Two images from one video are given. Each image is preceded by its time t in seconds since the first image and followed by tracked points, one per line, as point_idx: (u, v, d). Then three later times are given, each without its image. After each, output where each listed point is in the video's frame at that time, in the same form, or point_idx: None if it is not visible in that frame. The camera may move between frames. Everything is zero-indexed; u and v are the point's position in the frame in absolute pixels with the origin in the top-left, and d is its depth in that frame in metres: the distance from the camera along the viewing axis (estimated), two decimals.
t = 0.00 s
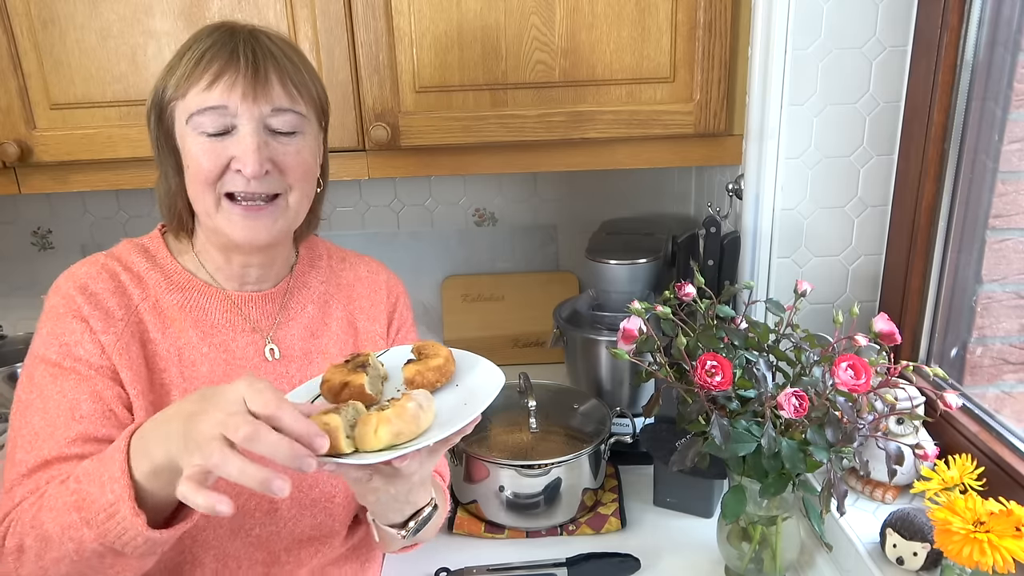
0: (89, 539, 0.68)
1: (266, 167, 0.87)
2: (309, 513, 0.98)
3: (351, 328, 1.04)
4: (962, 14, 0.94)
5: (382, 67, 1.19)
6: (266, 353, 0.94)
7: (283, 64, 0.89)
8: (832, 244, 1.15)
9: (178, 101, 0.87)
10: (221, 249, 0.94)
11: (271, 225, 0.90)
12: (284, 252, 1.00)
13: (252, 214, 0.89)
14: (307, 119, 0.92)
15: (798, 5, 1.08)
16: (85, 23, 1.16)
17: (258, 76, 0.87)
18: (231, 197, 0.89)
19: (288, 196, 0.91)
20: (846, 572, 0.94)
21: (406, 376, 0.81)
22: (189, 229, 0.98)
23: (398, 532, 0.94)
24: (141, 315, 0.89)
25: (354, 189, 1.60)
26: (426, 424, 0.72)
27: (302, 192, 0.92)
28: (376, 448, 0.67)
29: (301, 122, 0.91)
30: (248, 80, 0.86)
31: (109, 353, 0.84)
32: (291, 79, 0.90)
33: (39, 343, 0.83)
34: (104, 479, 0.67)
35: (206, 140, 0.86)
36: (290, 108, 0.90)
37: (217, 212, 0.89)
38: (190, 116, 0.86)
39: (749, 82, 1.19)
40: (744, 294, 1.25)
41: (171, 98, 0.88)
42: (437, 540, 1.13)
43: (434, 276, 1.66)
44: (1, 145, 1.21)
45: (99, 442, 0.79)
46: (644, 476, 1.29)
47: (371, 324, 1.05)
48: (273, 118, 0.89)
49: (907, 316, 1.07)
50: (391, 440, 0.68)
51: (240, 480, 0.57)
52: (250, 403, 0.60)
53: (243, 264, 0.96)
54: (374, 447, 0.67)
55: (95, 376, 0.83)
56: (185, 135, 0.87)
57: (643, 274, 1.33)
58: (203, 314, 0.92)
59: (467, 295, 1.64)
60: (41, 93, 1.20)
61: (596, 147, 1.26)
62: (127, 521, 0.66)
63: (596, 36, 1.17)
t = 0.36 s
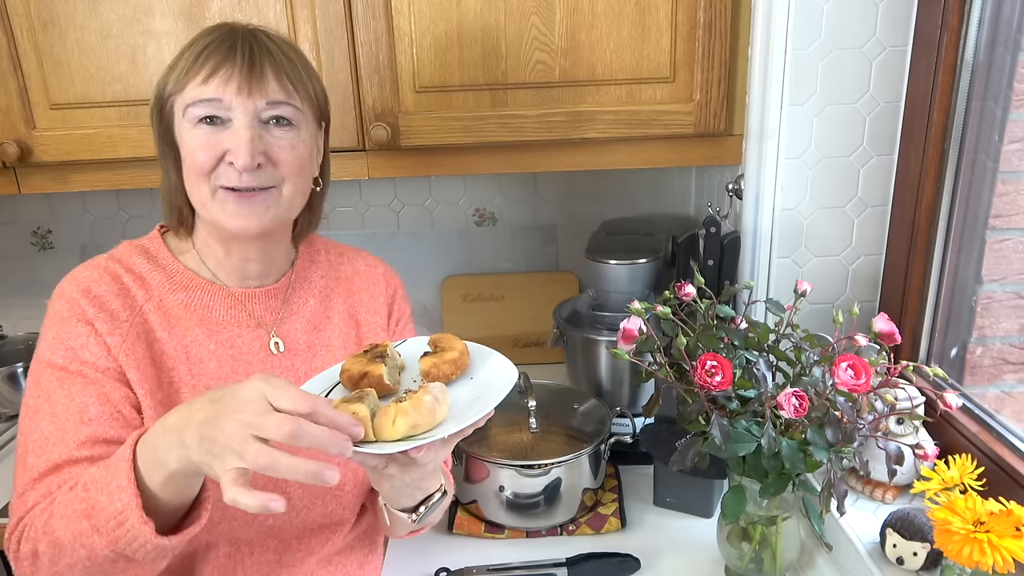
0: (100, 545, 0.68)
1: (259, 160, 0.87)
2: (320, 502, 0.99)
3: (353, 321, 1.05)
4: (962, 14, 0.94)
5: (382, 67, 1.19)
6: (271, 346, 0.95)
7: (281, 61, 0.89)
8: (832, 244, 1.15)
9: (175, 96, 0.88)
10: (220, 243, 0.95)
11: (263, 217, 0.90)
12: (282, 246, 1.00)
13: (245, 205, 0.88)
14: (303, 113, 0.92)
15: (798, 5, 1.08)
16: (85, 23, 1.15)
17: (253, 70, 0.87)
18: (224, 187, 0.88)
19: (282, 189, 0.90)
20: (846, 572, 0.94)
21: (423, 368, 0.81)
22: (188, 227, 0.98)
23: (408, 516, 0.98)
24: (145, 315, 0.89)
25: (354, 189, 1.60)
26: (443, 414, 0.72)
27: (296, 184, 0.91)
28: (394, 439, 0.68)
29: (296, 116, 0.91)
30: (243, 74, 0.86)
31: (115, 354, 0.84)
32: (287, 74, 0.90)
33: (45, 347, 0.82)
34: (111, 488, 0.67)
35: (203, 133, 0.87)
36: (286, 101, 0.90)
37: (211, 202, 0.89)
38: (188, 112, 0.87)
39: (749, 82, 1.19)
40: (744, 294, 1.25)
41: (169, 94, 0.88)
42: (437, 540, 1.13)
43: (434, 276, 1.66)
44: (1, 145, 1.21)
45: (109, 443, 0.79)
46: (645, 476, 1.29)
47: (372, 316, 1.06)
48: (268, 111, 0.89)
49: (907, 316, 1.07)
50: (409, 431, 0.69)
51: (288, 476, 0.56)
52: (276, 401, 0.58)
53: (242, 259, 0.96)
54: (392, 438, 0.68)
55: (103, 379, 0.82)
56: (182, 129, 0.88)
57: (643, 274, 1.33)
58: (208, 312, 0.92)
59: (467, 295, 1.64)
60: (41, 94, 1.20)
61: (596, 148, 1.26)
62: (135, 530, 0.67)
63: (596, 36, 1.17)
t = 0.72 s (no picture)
0: None
1: (237, 165, 0.82)
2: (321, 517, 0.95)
3: (332, 327, 1.01)
4: (962, 14, 0.94)
5: (382, 67, 1.20)
6: (254, 359, 0.90)
7: (262, 63, 0.85)
8: (832, 244, 1.15)
9: (146, 97, 0.82)
10: (193, 255, 0.89)
11: (240, 226, 0.85)
12: (255, 255, 0.96)
13: (220, 214, 0.83)
14: (283, 118, 0.88)
15: (798, 5, 1.08)
16: (85, 23, 1.16)
17: (233, 71, 0.82)
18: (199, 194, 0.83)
19: (259, 198, 0.86)
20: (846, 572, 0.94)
21: (444, 364, 0.81)
22: (154, 238, 0.91)
23: (416, 518, 0.99)
24: (117, 336, 0.82)
25: (354, 189, 1.60)
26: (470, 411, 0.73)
27: (275, 193, 0.87)
28: (424, 434, 0.68)
29: (276, 120, 0.87)
30: (222, 76, 0.82)
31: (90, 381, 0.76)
32: (267, 77, 0.86)
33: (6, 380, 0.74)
34: (124, 530, 0.62)
35: (176, 136, 0.81)
36: (267, 105, 0.86)
37: (184, 208, 0.83)
38: (160, 113, 0.82)
39: (749, 82, 1.19)
40: (744, 294, 1.25)
41: (138, 94, 0.83)
42: (437, 540, 1.13)
43: (434, 276, 1.66)
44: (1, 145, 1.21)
45: (94, 476, 0.72)
46: (645, 476, 1.29)
47: (351, 321, 1.03)
48: (248, 115, 0.84)
49: (907, 316, 1.07)
50: (440, 426, 0.69)
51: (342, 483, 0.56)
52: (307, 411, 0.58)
53: (217, 269, 0.91)
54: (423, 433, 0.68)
55: (81, 405, 0.75)
56: (153, 130, 0.82)
57: (643, 274, 1.33)
58: (183, 328, 0.86)
59: (467, 295, 1.64)
60: (41, 93, 1.20)
61: (596, 147, 1.26)
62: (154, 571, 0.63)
63: (596, 36, 1.17)
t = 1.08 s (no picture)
0: None
1: (226, 168, 0.78)
2: (330, 527, 0.87)
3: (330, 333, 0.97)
4: (962, 14, 0.94)
5: (382, 67, 1.20)
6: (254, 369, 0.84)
7: (243, 58, 0.80)
8: (832, 244, 1.15)
9: (124, 101, 0.76)
10: (183, 264, 0.84)
11: (233, 232, 0.81)
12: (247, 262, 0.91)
13: (213, 220, 0.79)
14: (270, 115, 0.83)
15: (798, 5, 1.07)
16: (85, 23, 1.15)
17: (216, 68, 0.77)
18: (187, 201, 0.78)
19: (252, 200, 0.82)
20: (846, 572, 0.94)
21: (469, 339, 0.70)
22: (140, 246, 0.86)
23: (441, 510, 0.90)
24: (117, 343, 0.75)
25: (354, 189, 1.60)
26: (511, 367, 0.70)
27: (267, 194, 0.83)
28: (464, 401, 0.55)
29: (264, 118, 0.82)
30: (204, 74, 0.76)
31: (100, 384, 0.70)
32: (252, 74, 0.81)
33: None
34: (155, 510, 0.50)
35: (159, 141, 0.76)
36: (253, 103, 0.81)
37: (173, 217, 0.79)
38: (140, 117, 0.76)
39: (749, 82, 1.19)
40: (744, 294, 1.25)
41: (114, 100, 0.77)
42: (437, 540, 1.13)
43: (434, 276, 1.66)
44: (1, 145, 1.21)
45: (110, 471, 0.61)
46: (645, 476, 1.29)
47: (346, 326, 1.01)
48: (233, 115, 0.79)
49: (907, 317, 1.07)
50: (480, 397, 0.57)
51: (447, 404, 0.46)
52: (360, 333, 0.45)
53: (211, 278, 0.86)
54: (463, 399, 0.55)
55: (94, 404, 0.67)
56: (134, 136, 0.77)
57: (643, 274, 1.33)
58: (181, 340, 0.80)
59: (467, 295, 1.64)
60: (41, 94, 1.20)
61: (596, 147, 1.26)
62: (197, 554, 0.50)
63: (596, 36, 1.17)
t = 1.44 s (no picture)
0: None
1: (243, 168, 0.76)
2: (339, 538, 0.87)
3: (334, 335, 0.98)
4: (962, 14, 0.94)
5: (382, 67, 1.20)
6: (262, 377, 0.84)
7: (251, 57, 0.79)
8: (832, 244, 1.15)
9: (130, 104, 0.75)
10: (185, 270, 0.83)
11: (251, 233, 0.79)
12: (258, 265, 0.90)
13: (230, 221, 0.77)
14: (280, 114, 0.82)
15: (798, 5, 1.07)
16: (85, 23, 1.15)
17: (225, 67, 0.76)
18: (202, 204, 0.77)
19: (268, 200, 0.80)
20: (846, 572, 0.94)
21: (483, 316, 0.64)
22: (145, 255, 0.84)
23: (450, 511, 0.89)
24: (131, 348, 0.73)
25: (354, 189, 1.60)
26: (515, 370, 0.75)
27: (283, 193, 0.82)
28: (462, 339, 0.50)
29: (274, 117, 0.81)
30: (214, 74, 0.75)
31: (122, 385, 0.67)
32: (260, 73, 0.80)
33: (15, 391, 0.61)
34: (180, 530, 0.47)
35: (170, 144, 0.75)
36: (263, 102, 0.80)
37: (189, 222, 0.77)
38: (150, 121, 0.75)
39: (749, 82, 1.19)
40: (744, 294, 1.25)
41: (123, 104, 0.76)
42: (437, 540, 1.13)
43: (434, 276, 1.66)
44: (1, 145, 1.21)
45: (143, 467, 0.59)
46: (645, 476, 1.29)
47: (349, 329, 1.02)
48: (245, 114, 0.78)
49: (907, 317, 1.07)
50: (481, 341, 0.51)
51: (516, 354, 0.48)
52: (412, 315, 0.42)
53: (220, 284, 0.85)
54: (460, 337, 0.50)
55: (118, 402, 0.64)
56: (144, 141, 0.76)
57: (643, 274, 1.33)
58: (189, 349, 0.80)
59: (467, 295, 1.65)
60: (41, 94, 1.20)
61: (596, 147, 1.26)
62: None
63: (596, 36, 1.17)
